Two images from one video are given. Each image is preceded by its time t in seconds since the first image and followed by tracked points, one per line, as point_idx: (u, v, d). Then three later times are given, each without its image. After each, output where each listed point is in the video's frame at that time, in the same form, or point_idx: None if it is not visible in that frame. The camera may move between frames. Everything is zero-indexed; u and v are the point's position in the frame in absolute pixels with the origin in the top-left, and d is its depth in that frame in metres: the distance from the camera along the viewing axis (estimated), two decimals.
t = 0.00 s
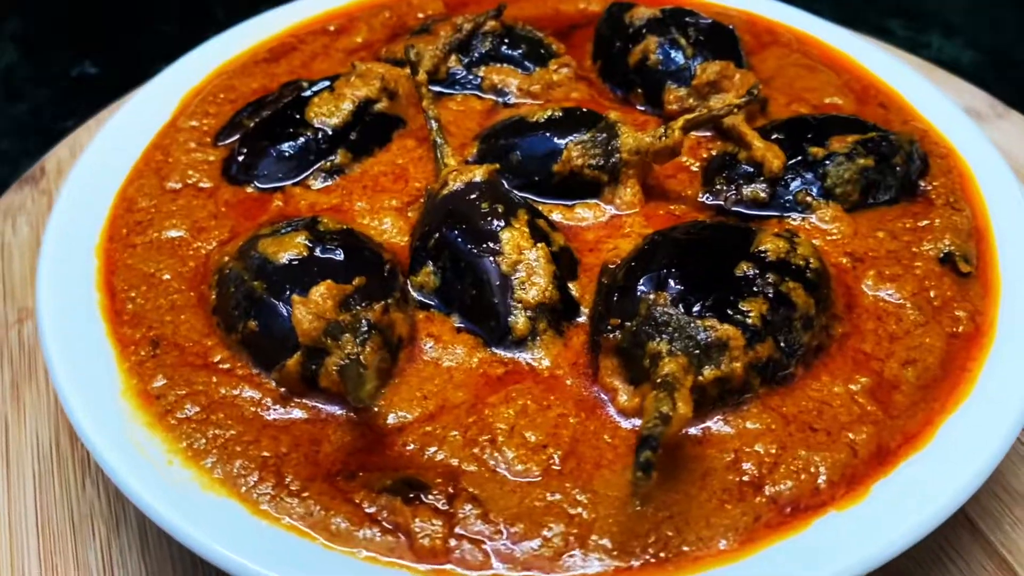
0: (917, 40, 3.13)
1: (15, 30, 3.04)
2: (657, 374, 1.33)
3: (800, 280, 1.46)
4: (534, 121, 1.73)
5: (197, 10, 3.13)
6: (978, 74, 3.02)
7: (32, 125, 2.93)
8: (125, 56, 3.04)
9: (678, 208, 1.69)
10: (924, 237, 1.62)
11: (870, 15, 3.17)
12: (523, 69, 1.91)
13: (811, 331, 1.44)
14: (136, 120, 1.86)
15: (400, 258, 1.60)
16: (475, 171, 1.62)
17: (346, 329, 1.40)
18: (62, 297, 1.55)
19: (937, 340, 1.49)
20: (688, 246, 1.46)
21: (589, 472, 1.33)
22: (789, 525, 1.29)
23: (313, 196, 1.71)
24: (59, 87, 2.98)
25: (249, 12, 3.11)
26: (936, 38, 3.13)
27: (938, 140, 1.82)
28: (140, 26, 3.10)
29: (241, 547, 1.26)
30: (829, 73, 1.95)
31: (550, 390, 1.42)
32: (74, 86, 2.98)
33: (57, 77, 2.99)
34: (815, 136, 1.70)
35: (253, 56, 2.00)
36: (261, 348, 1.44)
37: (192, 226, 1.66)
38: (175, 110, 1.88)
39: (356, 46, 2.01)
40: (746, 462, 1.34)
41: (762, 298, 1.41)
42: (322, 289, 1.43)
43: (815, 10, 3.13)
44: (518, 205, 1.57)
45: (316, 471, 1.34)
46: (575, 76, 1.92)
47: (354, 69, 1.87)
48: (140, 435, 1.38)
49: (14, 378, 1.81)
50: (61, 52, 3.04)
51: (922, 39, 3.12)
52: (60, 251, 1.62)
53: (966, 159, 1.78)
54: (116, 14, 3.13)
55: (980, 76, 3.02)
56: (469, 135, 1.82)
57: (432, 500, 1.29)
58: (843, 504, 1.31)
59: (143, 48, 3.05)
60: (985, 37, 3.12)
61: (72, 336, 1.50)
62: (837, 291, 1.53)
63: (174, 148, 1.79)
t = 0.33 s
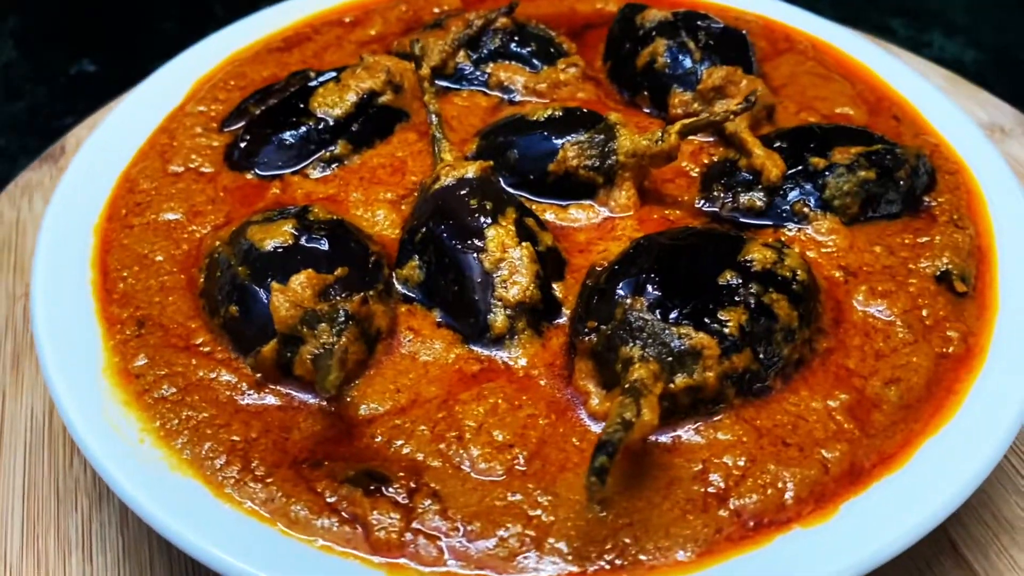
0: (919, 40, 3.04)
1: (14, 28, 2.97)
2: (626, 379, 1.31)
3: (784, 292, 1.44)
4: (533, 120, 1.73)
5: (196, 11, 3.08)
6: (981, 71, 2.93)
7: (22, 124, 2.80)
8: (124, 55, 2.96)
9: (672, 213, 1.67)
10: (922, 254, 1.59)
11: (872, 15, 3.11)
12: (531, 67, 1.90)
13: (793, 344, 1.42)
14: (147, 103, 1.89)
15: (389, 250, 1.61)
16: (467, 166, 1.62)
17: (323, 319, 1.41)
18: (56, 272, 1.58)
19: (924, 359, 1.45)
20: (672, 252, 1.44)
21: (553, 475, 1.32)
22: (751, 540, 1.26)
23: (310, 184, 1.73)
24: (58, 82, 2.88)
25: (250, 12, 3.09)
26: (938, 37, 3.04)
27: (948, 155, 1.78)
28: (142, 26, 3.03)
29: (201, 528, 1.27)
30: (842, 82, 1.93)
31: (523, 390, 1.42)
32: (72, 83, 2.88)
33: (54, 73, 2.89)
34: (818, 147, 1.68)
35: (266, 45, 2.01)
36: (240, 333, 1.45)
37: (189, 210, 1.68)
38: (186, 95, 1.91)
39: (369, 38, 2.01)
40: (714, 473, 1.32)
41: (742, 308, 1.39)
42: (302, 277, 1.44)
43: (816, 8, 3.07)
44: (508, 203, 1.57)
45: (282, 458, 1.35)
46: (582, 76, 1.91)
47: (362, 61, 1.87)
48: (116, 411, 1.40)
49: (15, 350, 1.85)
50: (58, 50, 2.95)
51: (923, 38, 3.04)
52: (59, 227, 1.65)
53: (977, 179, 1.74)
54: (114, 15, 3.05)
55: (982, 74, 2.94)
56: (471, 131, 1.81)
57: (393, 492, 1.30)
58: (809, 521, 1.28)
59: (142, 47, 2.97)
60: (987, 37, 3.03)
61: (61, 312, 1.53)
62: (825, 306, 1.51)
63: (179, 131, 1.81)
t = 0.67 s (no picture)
0: (918, 38, 2.98)
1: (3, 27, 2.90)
2: (592, 384, 1.31)
3: (763, 304, 1.41)
4: (532, 120, 1.72)
5: (194, 10, 2.99)
6: (981, 70, 2.87)
7: (21, 125, 2.75)
8: (120, 56, 2.88)
9: (664, 219, 1.65)
10: (916, 273, 1.55)
11: (872, 14, 3.04)
12: (538, 67, 1.90)
13: (770, 357, 1.40)
14: (159, 87, 1.92)
15: (378, 243, 1.61)
16: (459, 163, 1.62)
17: (298, 309, 1.43)
18: (52, 250, 1.61)
19: (906, 381, 1.42)
20: (652, 259, 1.43)
21: (514, 476, 1.31)
22: (706, 554, 1.25)
23: (307, 174, 1.74)
24: (54, 82, 2.82)
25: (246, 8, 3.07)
26: (939, 36, 2.97)
27: (956, 173, 1.74)
28: (139, 26, 2.95)
29: (163, 510, 1.29)
30: (853, 93, 1.89)
31: (494, 389, 1.41)
32: (67, 82, 2.82)
33: (51, 72, 2.83)
34: (818, 159, 1.65)
35: (280, 34, 2.04)
36: (220, 317, 1.47)
37: (187, 194, 1.70)
38: (198, 80, 1.93)
39: (381, 31, 2.03)
40: (676, 484, 1.30)
41: (718, 318, 1.38)
42: (281, 267, 1.45)
43: (815, 8, 3.01)
44: (495, 202, 1.56)
45: (249, 444, 1.36)
46: (589, 77, 1.89)
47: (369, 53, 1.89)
48: (93, 389, 1.43)
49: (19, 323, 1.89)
50: (56, 49, 2.88)
51: (922, 37, 2.97)
52: (59, 207, 1.68)
53: (984, 199, 1.70)
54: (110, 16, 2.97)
55: (984, 75, 2.86)
56: (472, 128, 1.82)
57: (352, 484, 1.30)
58: (767, 538, 1.26)
59: (139, 44, 2.90)
60: (987, 37, 2.96)
61: (52, 288, 1.56)
62: (810, 321, 1.48)
63: (186, 117, 1.84)
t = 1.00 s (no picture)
0: (920, 37, 2.93)
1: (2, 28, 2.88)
2: (554, 388, 1.30)
3: (738, 317, 1.40)
4: (529, 121, 1.72)
5: (193, 9, 2.97)
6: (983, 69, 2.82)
7: (19, 125, 2.72)
8: (116, 55, 2.86)
9: (655, 226, 1.64)
10: (906, 293, 1.52)
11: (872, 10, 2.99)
12: (544, 67, 1.89)
13: (742, 371, 1.38)
14: (172, 73, 1.95)
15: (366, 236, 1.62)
16: (449, 161, 1.62)
17: (274, 298, 1.44)
18: (49, 226, 1.64)
19: (883, 404, 1.38)
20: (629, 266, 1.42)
21: (471, 476, 1.31)
22: (655, 566, 1.23)
23: (305, 165, 1.75)
24: (49, 82, 2.80)
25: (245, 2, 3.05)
26: (941, 33, 2.92)
27: (962, 192, 1.70)
28: (136, 25, 2.93)
29: (124, 489, 1.31)
30: (864, 105, 1.86)
31: (462, 388, 1.41)
32: (62, 81, 2.80)
33: (46, 72, 2.81)
34: (814, 172, 1.62)
35: (295, 25, 2.05)
36: (201, 302, 1.49)
37: (185, 179, 1.72)
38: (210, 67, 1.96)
39: (395, 26, 2.03)
40: (634, 494, 1.29)
41: (689, 329, 1.36)
42: (260, 256, 1.46)
43: (815, 5, 2.96)
44: (482, 201, 1.56)
45: (216, 429, 1.38)
46: (595, 80, 1.88)
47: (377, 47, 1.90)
48: (73, 366, 1.45)
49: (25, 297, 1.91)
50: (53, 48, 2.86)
51: (924, 35, 2.92)
52: (61, 184, 1.71)
53: (988, 220, 1.65)
54: (109, 16, 2.94)
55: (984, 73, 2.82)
56: (472, 126, 1.81)
57: (311, 475, 1.31)
58: (719, 554, 1.24)
59: (134, 45, 2.88)
60: (989, 35, 2.92)
61: (44, 263, 1.59)
62: (789, 336, 1.45)
63: (192, 104, 1.86)
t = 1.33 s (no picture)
0: (921, 40, 2.86)
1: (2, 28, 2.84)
2: (514, 391, 1.29)
3: (710, 329, 1.38)
4: (525, 122, 1.72)
5: (191, 8, 2.91)
6: (985, 73, 2.75)
7: (17, 125, 2.68)
8: (116, 56, 2.80)
9: (642, 234, 1.62)
10: (891, 314, 1.48)
11: (875, 10, 2.92)
12: (550, 68, 1.88)
13: (711, 384, 1.36)
14: (185, 59, 1.97)
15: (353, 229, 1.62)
16: (439, 158, 1.63)
17: (251, 285, 1.45)
18: (48, 202, 1.67)
19: (854, 427, 1.35)
20: (604, 272, 1.41)
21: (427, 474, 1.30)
22: None
23: (302, 156, 1.76)
24: (46, 81, 2.75)
25: None
26: (943, 36, 2.85)
27: (964, 215, 1.66)
28: (133, 24, 2.87)
29: (89, 466, 1.33)
30: (873, 121, 1.83)
31: (430, 385, 1.41)
32: (59, 80, 2.75)
33: (43, 71, 2.77)
34: (808, 186, 1.59)
35: (311, 17, 2.06)
36: (183, 286, 1.50)
37: (185, 164, 1.74)
38: (223, 54, 1.98)
39: (408, 22, 2.02)
40: (588, 502, 1.28)
41: (658, 338, 1.35)
42: (241, 243, 1.48)
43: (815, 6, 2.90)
44: (468, 199, 1.56)
45: (184, 411, 1.39)
46: (599, 82, 1.87)
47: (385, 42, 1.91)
48: (54, 342, 1.47)
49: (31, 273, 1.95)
50: (52, 47, 2.81)
51: (926, 38, 2.85)
52: (65, 162, 1.74)
53: (988, 244, 1.61)
54: (106, 16, 2.89)
55: (986, 76, 2.75)
56: (472, 124, 1.81)
57: (269, 462, 1.32)
58: (668, 568, 1.22)
59: (133, 42, 2.83)
60: (991, 36, 2.85)
61: (39, 239, 1.61)
62: (765, 352, 1.43)
63: (200, 91, 1.88)
